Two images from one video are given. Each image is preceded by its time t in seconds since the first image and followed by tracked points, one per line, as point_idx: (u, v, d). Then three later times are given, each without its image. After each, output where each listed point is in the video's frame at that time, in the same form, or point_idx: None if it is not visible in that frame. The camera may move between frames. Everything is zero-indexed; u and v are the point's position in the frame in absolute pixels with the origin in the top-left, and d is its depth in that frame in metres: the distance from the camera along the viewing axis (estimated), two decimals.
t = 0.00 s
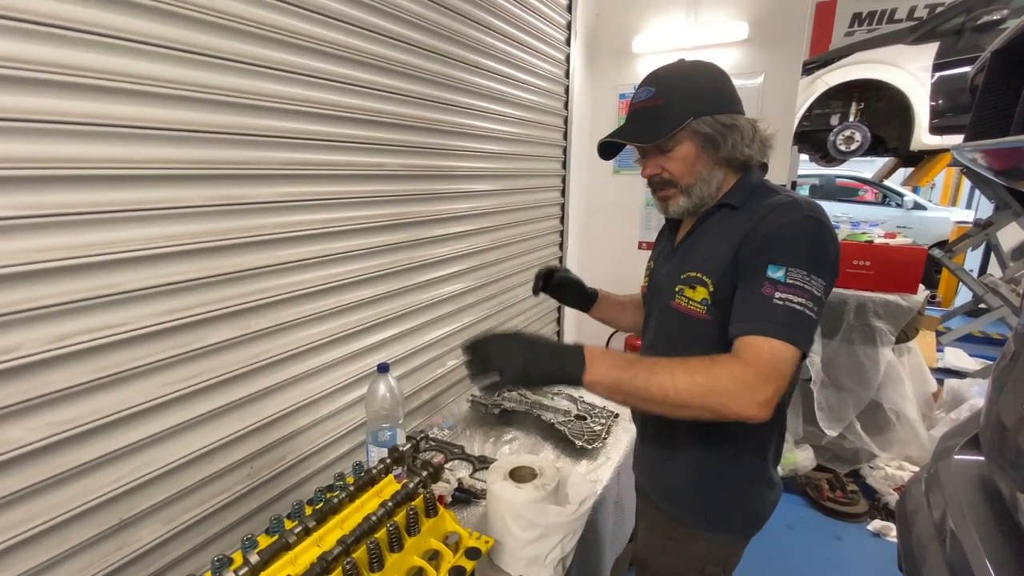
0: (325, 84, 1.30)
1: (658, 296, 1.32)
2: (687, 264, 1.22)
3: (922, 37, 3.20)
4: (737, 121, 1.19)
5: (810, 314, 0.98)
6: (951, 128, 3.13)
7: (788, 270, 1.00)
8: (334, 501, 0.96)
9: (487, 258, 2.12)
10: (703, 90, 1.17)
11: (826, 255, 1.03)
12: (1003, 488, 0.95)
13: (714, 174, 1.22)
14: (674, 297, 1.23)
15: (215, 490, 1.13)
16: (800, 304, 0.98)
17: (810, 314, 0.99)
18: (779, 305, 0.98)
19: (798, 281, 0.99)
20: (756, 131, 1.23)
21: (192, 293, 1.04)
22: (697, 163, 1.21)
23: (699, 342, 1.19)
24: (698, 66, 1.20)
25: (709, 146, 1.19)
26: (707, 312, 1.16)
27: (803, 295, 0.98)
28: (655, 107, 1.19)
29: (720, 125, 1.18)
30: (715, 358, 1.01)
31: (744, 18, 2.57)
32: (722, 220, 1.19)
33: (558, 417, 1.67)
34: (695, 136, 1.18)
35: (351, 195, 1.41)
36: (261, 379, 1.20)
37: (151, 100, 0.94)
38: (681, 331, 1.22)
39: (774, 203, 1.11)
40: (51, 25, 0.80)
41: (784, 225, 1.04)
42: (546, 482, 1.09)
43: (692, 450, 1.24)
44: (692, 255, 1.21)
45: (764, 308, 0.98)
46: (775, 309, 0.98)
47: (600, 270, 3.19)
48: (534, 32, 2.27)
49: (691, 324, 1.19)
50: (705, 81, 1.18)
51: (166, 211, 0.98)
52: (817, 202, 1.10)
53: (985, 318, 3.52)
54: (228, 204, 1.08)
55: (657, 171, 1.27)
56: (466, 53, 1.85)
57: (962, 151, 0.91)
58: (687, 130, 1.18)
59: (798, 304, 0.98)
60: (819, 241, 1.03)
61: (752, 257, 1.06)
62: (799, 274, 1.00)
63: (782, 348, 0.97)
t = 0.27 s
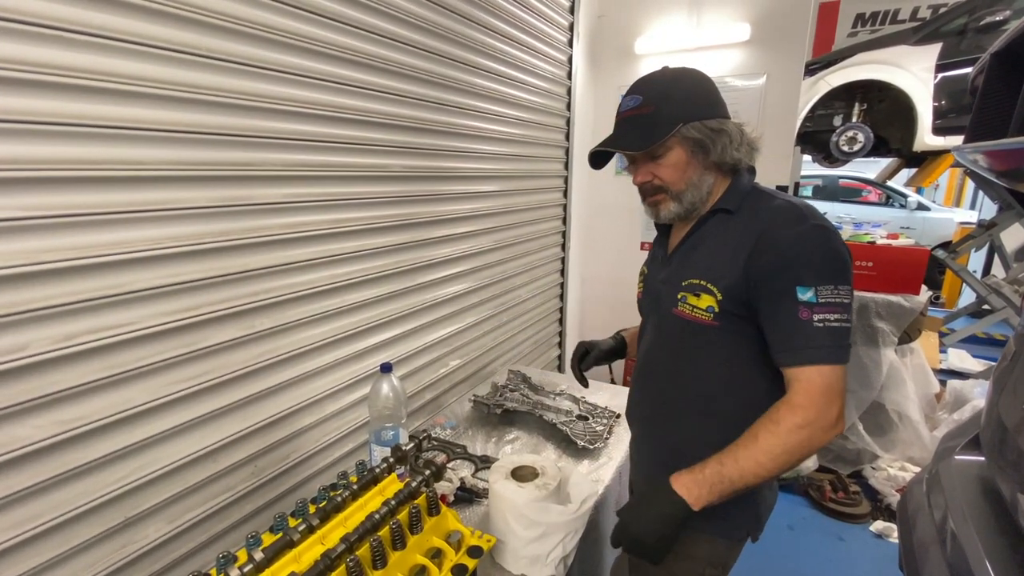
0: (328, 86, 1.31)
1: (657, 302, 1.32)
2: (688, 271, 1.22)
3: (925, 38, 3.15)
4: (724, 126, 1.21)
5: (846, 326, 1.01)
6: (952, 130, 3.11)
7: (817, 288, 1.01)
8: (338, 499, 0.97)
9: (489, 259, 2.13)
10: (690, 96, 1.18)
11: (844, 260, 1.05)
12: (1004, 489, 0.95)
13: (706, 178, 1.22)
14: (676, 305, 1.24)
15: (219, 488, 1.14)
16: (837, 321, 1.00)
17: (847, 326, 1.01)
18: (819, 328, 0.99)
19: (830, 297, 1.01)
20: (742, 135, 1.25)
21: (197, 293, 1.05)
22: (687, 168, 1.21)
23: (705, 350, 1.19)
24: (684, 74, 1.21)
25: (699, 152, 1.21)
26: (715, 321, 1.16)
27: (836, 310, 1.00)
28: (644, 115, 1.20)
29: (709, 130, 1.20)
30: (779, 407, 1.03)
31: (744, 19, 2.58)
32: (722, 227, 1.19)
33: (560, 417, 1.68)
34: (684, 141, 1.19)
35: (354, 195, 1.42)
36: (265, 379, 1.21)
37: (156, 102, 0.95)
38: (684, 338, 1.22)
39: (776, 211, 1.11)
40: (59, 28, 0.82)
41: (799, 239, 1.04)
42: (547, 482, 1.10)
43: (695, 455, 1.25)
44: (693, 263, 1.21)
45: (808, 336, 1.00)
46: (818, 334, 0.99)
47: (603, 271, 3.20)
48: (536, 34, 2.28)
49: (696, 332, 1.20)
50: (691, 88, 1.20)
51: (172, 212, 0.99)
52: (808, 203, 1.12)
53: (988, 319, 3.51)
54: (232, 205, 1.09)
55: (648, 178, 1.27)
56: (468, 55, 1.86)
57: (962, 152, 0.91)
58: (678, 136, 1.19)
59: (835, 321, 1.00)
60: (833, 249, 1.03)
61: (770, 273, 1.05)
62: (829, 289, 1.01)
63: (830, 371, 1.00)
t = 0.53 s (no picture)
0: (330, 85, 1.31)
1: (659, 300, 1.32)
2: (691, 269, 1.22)
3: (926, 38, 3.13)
4: (728, 122, 1.21)
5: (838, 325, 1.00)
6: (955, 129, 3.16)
7: (810, 284, 1.00)
8: (338, 496, 0.97)
9: (490, 258, 2.13)
10: (694, 93, 1.18)
11: (841, 259, 1.04)
12: (1004, 488, 0.95)
13: (710, 176, 1.22)
14: (678, 302, 1.24)
15: (221, 486, 1.14)
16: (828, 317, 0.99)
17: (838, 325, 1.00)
18: (808, 322, 0.98)
19: (823, 294, 1.00)
20: (746, 131, 1.26)
21: (199, 291, 1.05)
22: (692, 165, 1.21)
23: (707, 348, 1.19)
24: (687, 71, 1.21)
25: (704, 149, 1.20)
26: (717, 318, 1.16)
27: (829, 307, 0.99)
28: (648, 112, 1.19)
29: (714, 127, 1.19)
30: (756, 398, 0.99)
31: (747, 18, 2.57)
32: (725, 225, 1.19)
33: (561, 415, 1.68)
34: (689, 139, 1.19)
35: (355, 194, 1.42)
36: (266, 377, 1.22)
37: (158, 101, 0.96)
38: (687, 336, 1.22)
39: (780, 208, 1.11)
40: (62, 27, 0.82)
41: (797, 234, 1.04)
42: (548, 479, 1.10)
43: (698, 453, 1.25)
44: (696, 260, 1.22)
45: (796, 329, 0.98)
46: (807, 328, 0.98)
47: (605, 270, 3.19)
48: (538, 33, 2.28)
49: (698, 329, 1.20)
50: (694, 84, 1.19)
51: (174, 210, 0.99)
52: (815, 202, 1.11)
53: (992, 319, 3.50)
54: (234, 203, 1.10)
55: (652, 176, 1.27)
56: (470, 53, 1.86)
57: (964, 151, 0.91)
58: (683, 133, 1.18)
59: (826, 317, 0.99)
60: (833, 246, 1.03)
61: (769, 269, 1.05)
62: (822, 285, 1.00)
63: (816, 368, 0.98)
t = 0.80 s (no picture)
0: (332, 84, 1.32)
1: (656, 299, 1.33)
2: (686, 267, 1.22)
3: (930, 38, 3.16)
4: (723, 119, 1.20)
5: (817, 319, 0.98)
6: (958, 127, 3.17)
7: (792, 276, 0.99)
8: (338, 493, 0.98)
9: (491, 257, 2.13)
10: (687, 93, 1.17)
11: (827, 256, 1.02)
12: (1005, 488, 0.95)
13: (706, 174, 1.22)
14: (673, 300, 1.24)
15: (222, 482, 1.15)
16: (806, 311, 0.97)
17: (817, 320, 0.98)
18: (784, 314, 0.97)
19: (803, 287, 0.99)
20: (743, 128, 1.24)
21: (200, 289, 1.06)
22: (687, 164, 1.21)
23: (700, 345, 1.19)
24: (678, 70, 1.20)
25: (699, 148, 1.20)
26: (708, 315, 1.16)
27: (809, 301, 0.98)
28: (641, 114, 1.19)
29: (708, 125, 1.18)
30: (724, 382, 0.98)
31: (749, 16, 2.57)
32: (720, 222, 1.19)
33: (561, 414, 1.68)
34: (683, 139, 1.18)
35: (357, 192, 1.42)
36: (267, 374, 1.22)
37: (159, 99, 0.96)
38: (681, 334, 1.22)
39: (772, 205, 1.11)
40: (65, 26, 0.82)
41: (784, 229, 1.03)
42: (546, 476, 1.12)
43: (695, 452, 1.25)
44: (691, 258, 1.22)
45: (770, 319, 0.97)
46: (781, 319, 0.97)
47: (606, 269, 3.19)
48: (540, 31, 2.27)
49: (691, 326, 1.20)
50: (687, 84, 1.18)
51: (175, 208, 1.00)
52: (816, 201, 1.09)
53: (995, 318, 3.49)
54: (235, 201, 1.10)
55: (648, 176, 1.27)
56: (472, 52, 1.86)
57: (967, 148, 0.90)
58: (676, 133, 1.18)
59: (804, 311, 0.97)
60: (820, 242, 1.02)
61: (754, 263, 1.05)
62: (803, 279, 0.99)
63: (789, 361, 0.96)
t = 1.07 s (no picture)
0: (334, 82, 1.32)
1: (656, 298, 1.33)
2: (683, 265, 1.22)
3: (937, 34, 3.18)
4: (715, 117, 1.18)
5: (812, 318, 0.97)
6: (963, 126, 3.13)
7: (785, 275, 0.99)
8: (338, 491, 0.98)
9: (492, 256, 2.13)
10: (677, 93, 1.17)
11: (823, 252, 1.01)
12: (1008, 488, 0.94)
13: (701, 172, 1.21)
14: (670, 299, 1.24)
15: (223, 480, 1.15)
16: (800, 310, 0.97)
17: (813, 318, 0.97)
18: (778, 314, 0.97)
19: (797, 286, 0.98)
20: (739, 125, 1.23)
21: (201, 287, 1.06)
22: (681, 164, 1.20)
23: (697, 344, 1.19)
24: (669, 72, 1.21)
25: (691, 147, 1.19)
26: (704, 313, 1.16)
27: (803, 299, 0.97)
28: (631, 117, 1.20)
29: (700, 123, 1.18)
30: (720, 383, 0.99)
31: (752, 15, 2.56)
32: (717, 220, 1.19)
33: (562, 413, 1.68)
34: (675, 139, 1.18)
35: (359, 191, 1.42)
36: (268, 372, 1.22)
37: (162, 97, 0.96)
38: (678, 332, 1.22)
39: (766, 201, 1.10)
40: (68, 24, 0.82)
41: (777, 226, 1.03)
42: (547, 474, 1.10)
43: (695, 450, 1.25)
44: (688, 256, 1.22)
45: (765, 319, 0.97)
46: (775, 319, 0.97)
47: (607, 267, 3.19)
48: (542, 29, 2.27)
49: (687, 325, 1.20)
50: (677, 85, 1.18)
51: (177, 206, 1.00)
52: (815, 198, 1.08)
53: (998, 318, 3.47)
54: (237, 199, 1.10)
55: (643, 177, 1.27)
56: (475, 51, 1.86)
57: (971, 147, 0.90)
58: (666, 133, 1.18)
59: (798, 310, 0.97)
60: (816, 238, 1.01)
61: (747, 261, 1.05)
62: (797, 277, 0.99)
63: (783, 361, 0.96)
